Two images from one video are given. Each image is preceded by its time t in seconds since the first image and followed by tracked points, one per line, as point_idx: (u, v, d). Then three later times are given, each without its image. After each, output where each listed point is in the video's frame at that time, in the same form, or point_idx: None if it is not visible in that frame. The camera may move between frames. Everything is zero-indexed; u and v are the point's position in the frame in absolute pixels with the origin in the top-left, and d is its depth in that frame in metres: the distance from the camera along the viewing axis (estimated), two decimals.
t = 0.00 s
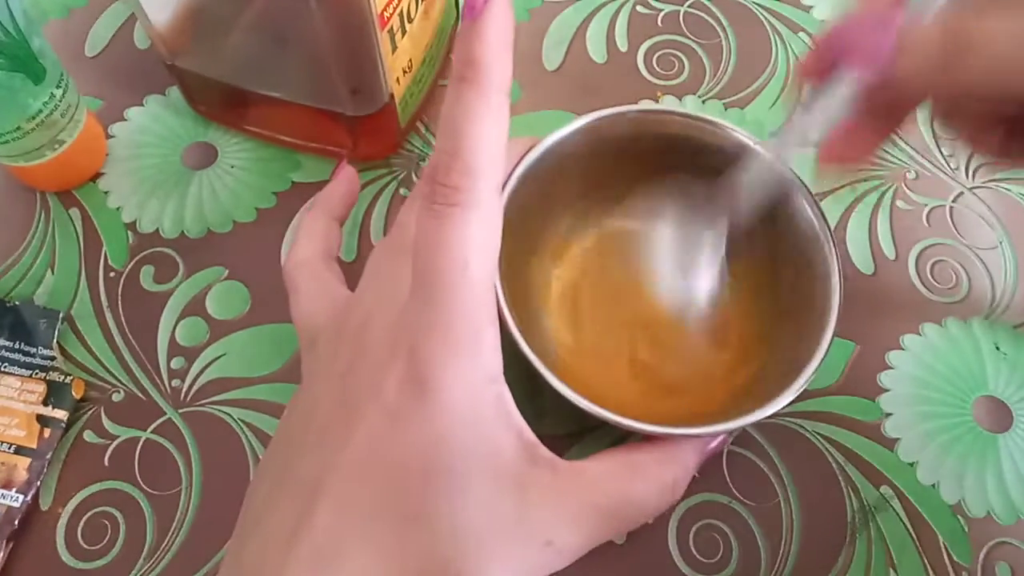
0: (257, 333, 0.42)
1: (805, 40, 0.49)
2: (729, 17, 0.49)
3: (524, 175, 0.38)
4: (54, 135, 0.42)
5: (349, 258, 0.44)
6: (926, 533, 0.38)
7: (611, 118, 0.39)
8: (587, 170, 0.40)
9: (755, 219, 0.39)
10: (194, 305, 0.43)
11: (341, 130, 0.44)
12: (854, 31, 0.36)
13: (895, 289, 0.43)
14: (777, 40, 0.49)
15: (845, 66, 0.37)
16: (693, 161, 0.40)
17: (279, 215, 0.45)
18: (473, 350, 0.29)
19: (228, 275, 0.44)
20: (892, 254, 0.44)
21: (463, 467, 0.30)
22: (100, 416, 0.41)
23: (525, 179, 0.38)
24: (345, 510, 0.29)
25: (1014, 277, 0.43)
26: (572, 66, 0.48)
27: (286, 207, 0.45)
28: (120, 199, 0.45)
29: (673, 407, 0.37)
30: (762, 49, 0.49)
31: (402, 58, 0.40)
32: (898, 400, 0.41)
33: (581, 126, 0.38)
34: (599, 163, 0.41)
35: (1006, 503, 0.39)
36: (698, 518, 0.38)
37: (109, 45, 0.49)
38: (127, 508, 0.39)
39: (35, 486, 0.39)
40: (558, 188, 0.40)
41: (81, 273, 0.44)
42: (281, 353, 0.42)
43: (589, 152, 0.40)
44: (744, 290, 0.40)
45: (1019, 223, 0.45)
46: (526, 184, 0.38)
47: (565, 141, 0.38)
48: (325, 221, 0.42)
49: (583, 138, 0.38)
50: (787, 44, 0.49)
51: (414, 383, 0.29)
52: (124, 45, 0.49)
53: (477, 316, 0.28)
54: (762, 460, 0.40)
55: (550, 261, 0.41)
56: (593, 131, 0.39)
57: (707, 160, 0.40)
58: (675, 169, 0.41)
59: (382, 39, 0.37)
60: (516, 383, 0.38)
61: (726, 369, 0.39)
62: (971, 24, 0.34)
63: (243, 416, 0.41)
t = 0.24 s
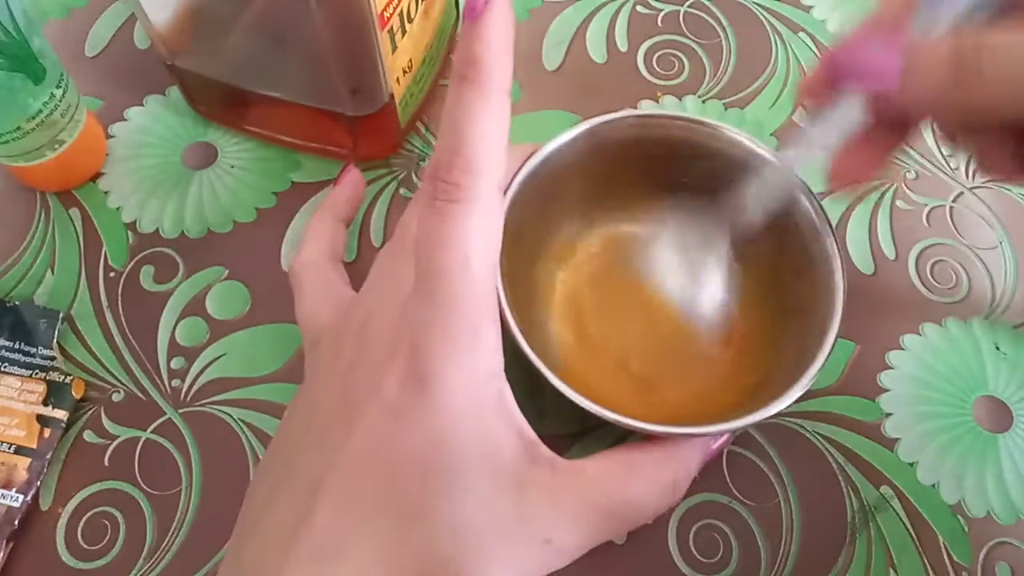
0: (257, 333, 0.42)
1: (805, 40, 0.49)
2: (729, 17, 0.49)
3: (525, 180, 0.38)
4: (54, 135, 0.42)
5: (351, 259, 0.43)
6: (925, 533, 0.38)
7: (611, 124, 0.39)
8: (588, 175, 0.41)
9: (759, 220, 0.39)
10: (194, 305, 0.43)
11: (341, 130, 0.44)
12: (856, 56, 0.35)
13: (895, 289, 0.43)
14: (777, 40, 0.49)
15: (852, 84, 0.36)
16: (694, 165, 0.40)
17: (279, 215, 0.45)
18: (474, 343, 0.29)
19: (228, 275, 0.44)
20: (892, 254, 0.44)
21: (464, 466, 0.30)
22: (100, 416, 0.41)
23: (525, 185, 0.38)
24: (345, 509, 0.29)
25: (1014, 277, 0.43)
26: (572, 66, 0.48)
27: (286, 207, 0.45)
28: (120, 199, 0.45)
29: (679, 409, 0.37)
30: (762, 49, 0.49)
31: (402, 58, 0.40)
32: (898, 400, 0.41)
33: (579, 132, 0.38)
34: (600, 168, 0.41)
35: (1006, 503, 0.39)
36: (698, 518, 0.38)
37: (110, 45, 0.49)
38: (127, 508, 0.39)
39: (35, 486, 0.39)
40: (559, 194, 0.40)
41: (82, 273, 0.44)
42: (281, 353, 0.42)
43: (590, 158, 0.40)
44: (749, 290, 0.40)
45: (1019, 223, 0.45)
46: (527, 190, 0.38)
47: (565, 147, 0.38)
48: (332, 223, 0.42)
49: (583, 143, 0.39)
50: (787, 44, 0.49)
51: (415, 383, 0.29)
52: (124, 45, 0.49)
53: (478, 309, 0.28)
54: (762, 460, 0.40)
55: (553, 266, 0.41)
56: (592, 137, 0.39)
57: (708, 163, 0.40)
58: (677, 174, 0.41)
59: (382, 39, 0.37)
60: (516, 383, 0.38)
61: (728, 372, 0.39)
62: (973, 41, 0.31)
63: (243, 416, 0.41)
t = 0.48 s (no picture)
0: (258, 333, 0.42)
1: (804, 41, 0.49)
2: (728, 19, 0.50)
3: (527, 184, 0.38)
4: (55, 136, 0.42)
5: (352, 260, 0.43)
6: (924, 532, 0.38)
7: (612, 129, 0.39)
8: (588, 179, 0.41)
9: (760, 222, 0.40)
10: (195, 305, 0.43)
11: (342, 131, 0.44)
12: (832, 75, 0.32)
13: (894, 290, 0.43)
14: (776, 41, 0.49)
15: (835, 114, 0.32)
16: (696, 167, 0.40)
17: (280, 215, 0.45)
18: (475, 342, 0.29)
19: (229, 275, 0.44)
20: (890, 255, 0.44)
21: (465, 465, 0.30)
22: (102, 415, 0.41)
23: (526, 188, 0.38)
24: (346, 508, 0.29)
25: (1012, 277, 0.43)
26: (571, 67, 0.48)
27: (287, 207, 0.45)
28: (121, 200, 0.45)
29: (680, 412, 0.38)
30: (761, 50, 0.49)
31: (402, 59, 0.40)
32: (896, 399, 0.41)
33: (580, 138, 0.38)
34: (602, 172, 0.41)
35: (1004, 501, 0.39)
36: (697, 517, 0.39)
37: (111, 46, 0.49)
38: (128, 507, 0.39)
39: (37, 485, 0.39)
40: (560, 199, 0.41)
41: (83, 273, 0.44)
42: (282, 352, 0.42)
43: (591, 163, 0.40)
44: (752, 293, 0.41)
45: (1017, 223, 0.45)
46: (528, 195, 0.38)
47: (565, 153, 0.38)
48: (335, 227, 0.42)
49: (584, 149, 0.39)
50: (785, 45, 0.49)
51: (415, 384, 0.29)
52: (125, 46, 0.49)
53: (477, 306, 0.29)
54: (761, 459, 0.40)
55: (557, 270, 0.42)
56: (592, 142, 0.39)
57: (710, 167, 0.40)
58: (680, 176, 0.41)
59: (382, 40, 0.38)
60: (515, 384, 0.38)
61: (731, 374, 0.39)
62: (959, 61, 0.28)
63: (244, 415, 0.41)
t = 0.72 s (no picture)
0: (262, 333, 0.43)
1: (800, 45, 0.50)
2: (725, 22, 0.50)
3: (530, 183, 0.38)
4: (61, 137, 0.43)
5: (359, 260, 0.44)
6: (919, 528, 0.39)
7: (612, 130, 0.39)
8: (589, 179, 0.42)
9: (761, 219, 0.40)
10: (200, 305, 0.44)
11: (345, 134, 0.44)
12: (840, 86, 0.35)
13: (889, 290, 0.44)
14: (772, 44, 0.50)
15: (846, 122, 0.36)
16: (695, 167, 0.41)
17: (284, 216, 0.46)
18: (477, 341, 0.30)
19: (233, 275, 0.44)
20: (885, 255, 0.45)
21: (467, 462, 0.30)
22: (108, 414, 0.41)
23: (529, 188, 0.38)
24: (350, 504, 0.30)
25: (1006, 278, 0.44)
26: (570, 71, 0.49)
27: (291, 209, 0.46)
28: (127, 201, 0.46)
29: (680, 409, 0.38)
30: (758, 53, 0.50)
31: (404, 63, 0.41)
32: (891, 398, 0.41)
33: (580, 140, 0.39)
34: (602, 173, 0.42)
35: (998, 499, 0.40)
36: (694, 513, 0.39)
37: (116, 49, 0.50)
38: (135, 505, 0.40)
39: (43, 483, 0.40)
40: (561, 199, 0.41)
41: (89, 273, 0.44)
42: (286, 352, 0.43)
43: (592, 163, 0.41)
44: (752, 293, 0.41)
45: (1011, 224, 0.45)
46: (531, 194, 0.39)
47: (566, 153, 0.39)
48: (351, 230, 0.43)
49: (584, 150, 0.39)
50: (782, 48, 0.50)
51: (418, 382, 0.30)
52: (130, 49, 0.50)
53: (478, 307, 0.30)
54: (757, 456, 0.40)
55: (558, 268, 0.43)
56: (593, 142, 0.39)
57: (708, 167, 0.41)
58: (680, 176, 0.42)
59: (384, 45, 0.38)
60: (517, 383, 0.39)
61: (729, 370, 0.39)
62: (953, 76, 0.31)
63: (248, 414, 0.41)
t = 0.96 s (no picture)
0: (258, 333, 0.42)
1: (804, 41, 0.49)
2: (728, 18, 0.50)
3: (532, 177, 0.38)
4: (54, 136, 0.42)
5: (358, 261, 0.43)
6: (924, 532, 0.38)
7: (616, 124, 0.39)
8: (591, 174, 0.41)
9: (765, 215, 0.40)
10: (195, 305, 0.43)
11: (342, 131, 0.44)
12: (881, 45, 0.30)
13: (894, 289, 0.43)
14: (776, 40, 0.49)
15: (883, 82, 0.31)
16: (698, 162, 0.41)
17: (280, 215, 0.45)
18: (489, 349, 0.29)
19: (229, 275, 0.44)
20: (891, 254, 0.44)
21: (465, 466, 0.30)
22: (102, 416, 0.41)
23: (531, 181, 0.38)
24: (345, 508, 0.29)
25: (1013, 277, 0.43)
26: (571, 67, 0.48)
27: (288, 208, 0.45)
28: (121, 200, 0.45)
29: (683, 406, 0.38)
30: (761, 49, 0.49)
31: (402, 59, 0.40)
32: (897, 399, 0.41)
33: (584, 134, 0.38)
34: (604, 168, 0.41)
35: (1004, 502, 0.39)
36: (697, 517, 0.39)
37: (111, 46, 0.49)
38: (129, 508, 0.39)
39: (36, 485, 0.39)
40: (563, 194, 0.41)
41: (83, 272, 0.44)
42: (283, 352, 0.42)
43: (595, 158, 0.40)
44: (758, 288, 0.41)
45: (1017, 223, 0.45)
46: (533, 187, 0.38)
47: (569, 147, 0.39)
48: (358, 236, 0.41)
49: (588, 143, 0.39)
50: (785, 44, 0.49)
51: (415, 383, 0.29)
52: (125, 46, 0.49)
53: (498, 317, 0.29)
54: (760, 459, 0.40)
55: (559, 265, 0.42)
56: (596, 136, 0.39)
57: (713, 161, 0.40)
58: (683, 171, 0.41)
59: (383, 40, 0.38)
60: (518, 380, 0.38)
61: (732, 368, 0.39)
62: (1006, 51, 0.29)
63: (244, 415, 0.41)
